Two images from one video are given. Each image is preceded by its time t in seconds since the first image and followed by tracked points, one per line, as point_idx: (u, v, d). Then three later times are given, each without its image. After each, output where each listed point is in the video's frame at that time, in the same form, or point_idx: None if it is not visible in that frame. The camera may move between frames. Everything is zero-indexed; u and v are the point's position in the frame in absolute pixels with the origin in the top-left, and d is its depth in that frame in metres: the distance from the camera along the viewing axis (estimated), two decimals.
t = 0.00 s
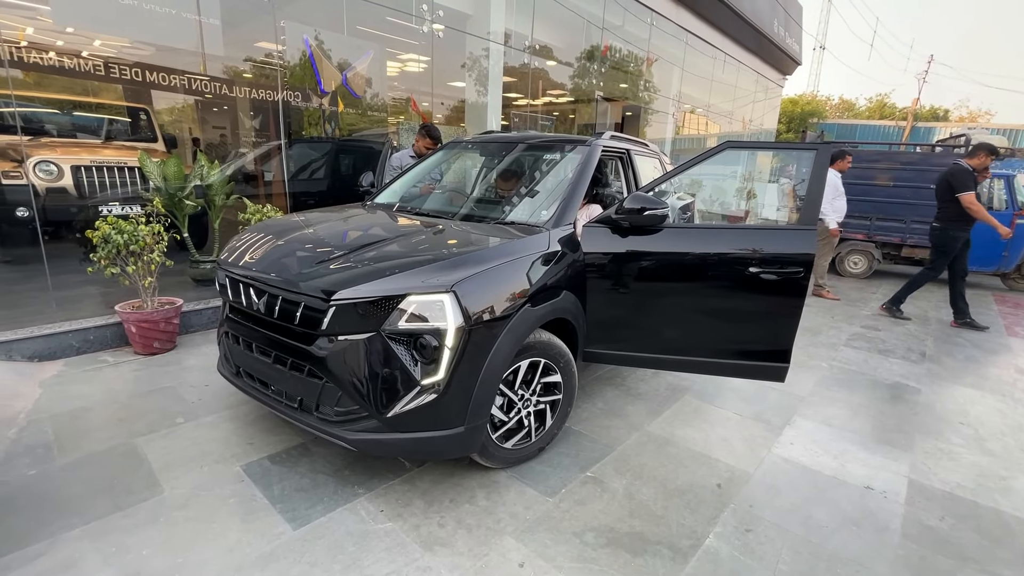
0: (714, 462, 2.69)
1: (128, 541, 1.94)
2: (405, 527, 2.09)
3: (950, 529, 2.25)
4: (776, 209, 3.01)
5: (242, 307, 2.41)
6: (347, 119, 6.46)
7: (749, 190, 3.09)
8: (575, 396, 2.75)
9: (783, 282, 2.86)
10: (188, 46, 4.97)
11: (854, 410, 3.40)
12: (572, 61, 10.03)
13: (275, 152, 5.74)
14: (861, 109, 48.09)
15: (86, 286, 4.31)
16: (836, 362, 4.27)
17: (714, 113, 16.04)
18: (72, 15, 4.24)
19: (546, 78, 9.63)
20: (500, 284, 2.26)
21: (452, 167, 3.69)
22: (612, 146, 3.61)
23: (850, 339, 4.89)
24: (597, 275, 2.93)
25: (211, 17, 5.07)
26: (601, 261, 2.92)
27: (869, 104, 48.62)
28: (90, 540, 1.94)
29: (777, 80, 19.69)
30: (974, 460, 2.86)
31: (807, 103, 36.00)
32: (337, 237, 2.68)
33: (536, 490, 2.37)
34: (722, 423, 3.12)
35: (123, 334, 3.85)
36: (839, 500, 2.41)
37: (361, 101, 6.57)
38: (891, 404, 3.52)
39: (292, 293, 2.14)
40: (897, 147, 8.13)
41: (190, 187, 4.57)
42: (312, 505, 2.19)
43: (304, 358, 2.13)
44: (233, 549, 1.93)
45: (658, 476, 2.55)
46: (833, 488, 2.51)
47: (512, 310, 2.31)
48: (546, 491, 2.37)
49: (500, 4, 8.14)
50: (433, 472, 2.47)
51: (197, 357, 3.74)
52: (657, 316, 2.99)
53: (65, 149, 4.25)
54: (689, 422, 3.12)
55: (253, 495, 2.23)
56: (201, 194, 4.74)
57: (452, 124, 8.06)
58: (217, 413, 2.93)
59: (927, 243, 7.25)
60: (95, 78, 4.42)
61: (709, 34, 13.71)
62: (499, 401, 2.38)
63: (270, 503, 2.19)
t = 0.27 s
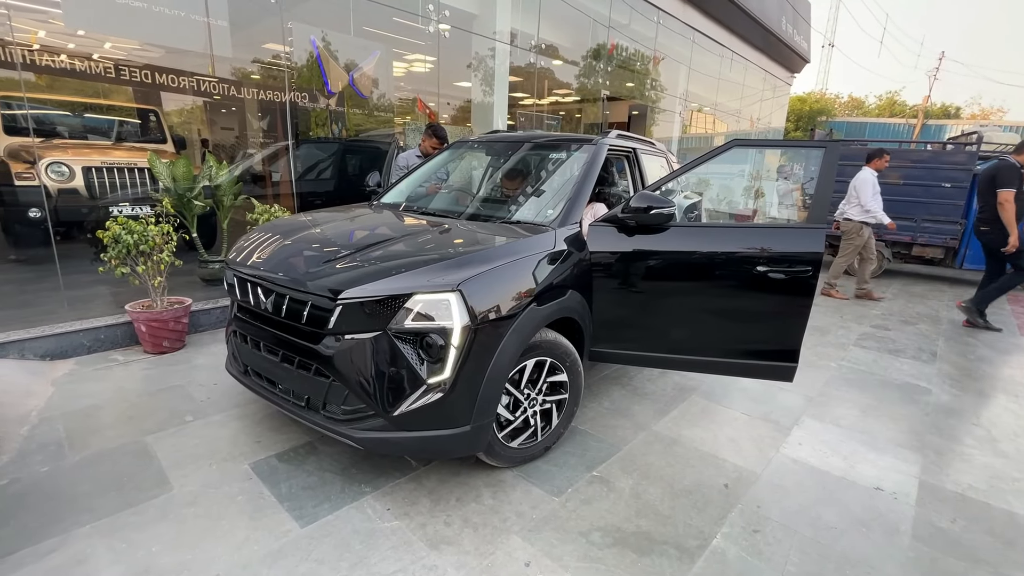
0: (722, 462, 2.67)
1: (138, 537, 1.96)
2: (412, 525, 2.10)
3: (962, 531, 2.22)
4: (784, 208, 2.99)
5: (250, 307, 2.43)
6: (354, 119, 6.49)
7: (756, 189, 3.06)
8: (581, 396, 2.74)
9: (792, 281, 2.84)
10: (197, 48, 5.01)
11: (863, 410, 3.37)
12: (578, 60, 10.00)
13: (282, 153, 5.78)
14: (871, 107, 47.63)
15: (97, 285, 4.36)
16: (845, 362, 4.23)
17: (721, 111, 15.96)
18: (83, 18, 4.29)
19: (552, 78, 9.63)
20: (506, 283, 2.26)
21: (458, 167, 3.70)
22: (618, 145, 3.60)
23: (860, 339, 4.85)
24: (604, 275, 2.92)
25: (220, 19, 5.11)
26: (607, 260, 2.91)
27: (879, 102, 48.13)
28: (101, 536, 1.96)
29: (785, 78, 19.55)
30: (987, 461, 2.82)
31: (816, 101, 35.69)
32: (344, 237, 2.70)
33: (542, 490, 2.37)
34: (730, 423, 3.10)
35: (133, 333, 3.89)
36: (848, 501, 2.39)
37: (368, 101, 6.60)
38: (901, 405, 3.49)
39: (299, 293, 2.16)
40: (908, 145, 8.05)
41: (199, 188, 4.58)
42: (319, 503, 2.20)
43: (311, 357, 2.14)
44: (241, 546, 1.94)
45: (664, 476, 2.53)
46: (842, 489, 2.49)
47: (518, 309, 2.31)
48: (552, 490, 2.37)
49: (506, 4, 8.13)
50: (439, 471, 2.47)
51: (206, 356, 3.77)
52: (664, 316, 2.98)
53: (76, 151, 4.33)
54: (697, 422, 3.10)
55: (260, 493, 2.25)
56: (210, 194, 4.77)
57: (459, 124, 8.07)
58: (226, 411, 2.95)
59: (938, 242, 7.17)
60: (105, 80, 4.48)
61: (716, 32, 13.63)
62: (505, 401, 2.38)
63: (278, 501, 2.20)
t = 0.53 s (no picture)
0: (730, 466, 2.63)
1: (145, 536, 1.98)
2: (416, 526, 2.09)
3: (978, 538, 2.17)
4: (796, 207, 2.94)
5: (256, 307, 2.44)
6: (364, 120, 6.53)
7: (768, 187, 3.04)
8: (588, 397, 2.72)
9: (803, 281, 2.79)
10: (209, 51, 5.06)
11: (877, 413, 3.30)
12: (587, 59, 9.96)
13: (292, 154, 5.81)
14: (885, 104, 46.91)
15: (110, 285, 4.42)
16: (858, 364, 4.16)
17: (732, 109, 15.81)
18: (97, 22, 4.35)
19: (561, 77, 9.59)
20: (512, 284, 2.25)
21: (465, 167, 3.69)
22: (626, 144, 3.57)
23: (874, 340, 4.76)
24: (612, 275, 2.89)
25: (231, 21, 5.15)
26: (615, 260, 2.88)
27: (894, 99, 47.39)
28: (109, 534, 1.98)
29: (798, 75, 19.29)
30: (1005, 466, 2.75)
31: (829, 99, 35.21)
32: (350, 237, 2.70)
33: (548, 492, 2.35)
34: (739, 426, 3.06)
35: (144, 332, 3.94)
36: (861, 507, 2.34)
37: (376, 102, 6.62)
38: (915, 408, 3.42)
39: (305, 293, 2.16)
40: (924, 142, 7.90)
41: (209, 189, 4.55)
42: (325, 503, 2.21)
43: (317, 357, 2.14)
44: (246, 545, 1.95)
45: (672, 479, 2.50)
46: (854, 494, 2.44)
47: (523, 310, 2.29)
48: (558, 493, 2.35)
49: (515, 3, 8.12)
50: (445, 472, 2.46)
51: (215, 355, 3.81)
52: (673, 316, 2.94)
53: (90, 153, 4.38)
54: (705, 424, 3.06)
55: (266, 493, 2.25)
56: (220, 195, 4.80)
57: (467, 124, 8.08)
58: (234, 411, 2.97)
59: (955, 242, 7.03)
60: (120, 83, 4.54)
61: (727, 30, 13.50)
62: (510, 402, 2.36)
63: (283, 501, 2.20)
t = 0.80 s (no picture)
0: (739, 473, 2.57)
1: (147, 538, 1.98)
2: (417, 532, 2.07)
3: (997, 551, 2.09)
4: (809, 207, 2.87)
5: (259, 310, 2.44)
6: (376, 122, 6.58)
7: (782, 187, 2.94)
8: (593, 402, 2.68)
9: (814, 284, 2.72)
10: (223, 54, 5.10)
11: (891, 420, 3.22)
12: (597, 59, 9.90)
13: (301, 155, 5.84)
14: (903, 102, 46.06)
15: (121, 287, 4.47)
16: (873, 368, 4.06)
17: (745, 109, 15.62)
18: (112, 27, 4.41)
19: (571, 77, 9.54)
20: (514, 287, 2.22)
21: (471, 169, 3.67)
22: (634, 145, 3.52)
23: (889, 344, 4.66)
24: (618, 277, 2.84)
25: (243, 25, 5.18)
26: (621, 263, 2.83)
27: (912, 97, 46.53)
28: (112, 536, 1.98)
29: (812, 73, 19.01)
30: None
31: (845, 97, 34.65)
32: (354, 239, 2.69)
33: (551, 498, 2.32)
34: (748, 432, 3.00)
35: (153, 334, 3.98)
36: (874, 517, 2.27)
37: (385, 103, 6.64)
38: (932, 414, 3.32)
39: (307, 296, 2.15)
40: (942, 141, 7.71)
41: (219, 191, 4.61)
42: (326, 507, 2.20)
43: (318, 361, 2.13)
44: (246, 549, 1.94)
45: (678, 486, 2.45)
46: (867, 504, 2.37)
47: (526, 314, 2.26)
48: (561, 499, 2.32)
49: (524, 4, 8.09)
50: (447, 477, 2.44)
51: (223, 357, 3.83)
52: (681, 319, 2.89)
53: (105, 155, 4.45)
54: (714, 430, 3.00)
55: (269, 496, 2.25)
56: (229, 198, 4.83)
57: (476, 125, 8.07)
58: (239, 413, 2.98)
59: (975, 243, 6.85)
60: (137, 87, 4.60)
61: (740, 28, 13.34)
62: (513, 406, 2.33)
63: (285, 505, 2.20)
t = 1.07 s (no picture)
0: (740, 475, 2.52)
1: (138, 536, 1.97)
2: (409, 533, 2.04)
3: (1008, 560, 2.02)
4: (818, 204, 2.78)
5: (253, 307, 2.42)
6: (384, 117, 6.60)
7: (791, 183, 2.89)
8: (591, 401, 2.63)
9: (820, 283, 2.65)
10: (230, 51, 5.11)
11: (900, 422, 3.14)
12: (604, 53, 9.78)
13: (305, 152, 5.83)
14: (918, 96, 45.25)
15: (125, 283, 4.49)
16: (882, 368, 3.97)
17: (755, 103, 15.40)
18: (118, 23, 4.43)
19: (578, 72, 9.45)
20: (509, 285, 2.17)
21: (471, 165, 3.63)
22: (637, 139, 3.46)
23: (899, 343, 4.55)
24: (619, 274, 2.78)
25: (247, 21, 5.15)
26: (622, 260, 2.77)
27: (928, 91, 45.67)
28: (103, 534, 1.98)
29: (824, 66, 18.69)
30: None
31: (858, 91, 34.08)
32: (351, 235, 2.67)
33: (547, 499, 2.28)
34: (752, 433, 2.93)
35: (155, 330, 3.99)
36: (880, 523, 2.21)
37: (388, 99, 6.60)
38: (943, 416, 3.24)
39: (299, 292, 2.13)
40: (958, 135, 7.52)
41: (221, 187, 4.60)
42: (319, 506, 2.17)
43: (310, 359, 2.10)
44: (236, 549, 1.93)
45: (678, 488, 2.40)
46: (872, 508, 2.30)
47: (522, 312, 2.21)
48: (557, 500, 2.28)
49: None
50: (443, 477, 2.41)
51: (224, 353, 3.83)
52: (683, 317, 2.83)
53: (111, 152, 4.49)
54: (716, 430, 2.95)
55: (262, 494, 2.23)
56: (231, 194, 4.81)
57: (481, 120, 8.01)
58: (236, 409, 2.97)
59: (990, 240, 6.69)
60: (146, 83, 4.64)
61: (750, 21, 13.12)
62: (509, 406, 2.29)
63: (278, 503, 2.18)
